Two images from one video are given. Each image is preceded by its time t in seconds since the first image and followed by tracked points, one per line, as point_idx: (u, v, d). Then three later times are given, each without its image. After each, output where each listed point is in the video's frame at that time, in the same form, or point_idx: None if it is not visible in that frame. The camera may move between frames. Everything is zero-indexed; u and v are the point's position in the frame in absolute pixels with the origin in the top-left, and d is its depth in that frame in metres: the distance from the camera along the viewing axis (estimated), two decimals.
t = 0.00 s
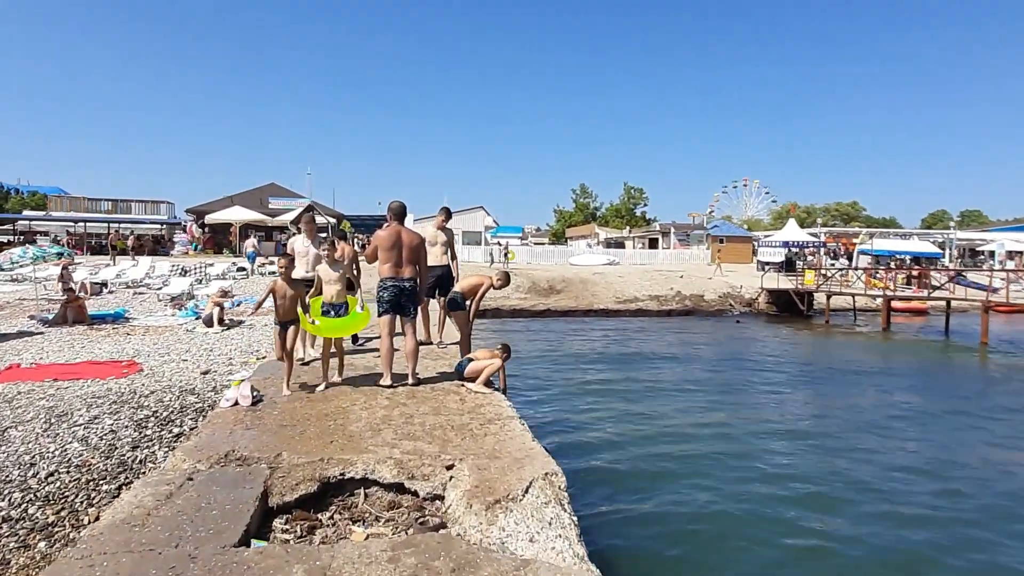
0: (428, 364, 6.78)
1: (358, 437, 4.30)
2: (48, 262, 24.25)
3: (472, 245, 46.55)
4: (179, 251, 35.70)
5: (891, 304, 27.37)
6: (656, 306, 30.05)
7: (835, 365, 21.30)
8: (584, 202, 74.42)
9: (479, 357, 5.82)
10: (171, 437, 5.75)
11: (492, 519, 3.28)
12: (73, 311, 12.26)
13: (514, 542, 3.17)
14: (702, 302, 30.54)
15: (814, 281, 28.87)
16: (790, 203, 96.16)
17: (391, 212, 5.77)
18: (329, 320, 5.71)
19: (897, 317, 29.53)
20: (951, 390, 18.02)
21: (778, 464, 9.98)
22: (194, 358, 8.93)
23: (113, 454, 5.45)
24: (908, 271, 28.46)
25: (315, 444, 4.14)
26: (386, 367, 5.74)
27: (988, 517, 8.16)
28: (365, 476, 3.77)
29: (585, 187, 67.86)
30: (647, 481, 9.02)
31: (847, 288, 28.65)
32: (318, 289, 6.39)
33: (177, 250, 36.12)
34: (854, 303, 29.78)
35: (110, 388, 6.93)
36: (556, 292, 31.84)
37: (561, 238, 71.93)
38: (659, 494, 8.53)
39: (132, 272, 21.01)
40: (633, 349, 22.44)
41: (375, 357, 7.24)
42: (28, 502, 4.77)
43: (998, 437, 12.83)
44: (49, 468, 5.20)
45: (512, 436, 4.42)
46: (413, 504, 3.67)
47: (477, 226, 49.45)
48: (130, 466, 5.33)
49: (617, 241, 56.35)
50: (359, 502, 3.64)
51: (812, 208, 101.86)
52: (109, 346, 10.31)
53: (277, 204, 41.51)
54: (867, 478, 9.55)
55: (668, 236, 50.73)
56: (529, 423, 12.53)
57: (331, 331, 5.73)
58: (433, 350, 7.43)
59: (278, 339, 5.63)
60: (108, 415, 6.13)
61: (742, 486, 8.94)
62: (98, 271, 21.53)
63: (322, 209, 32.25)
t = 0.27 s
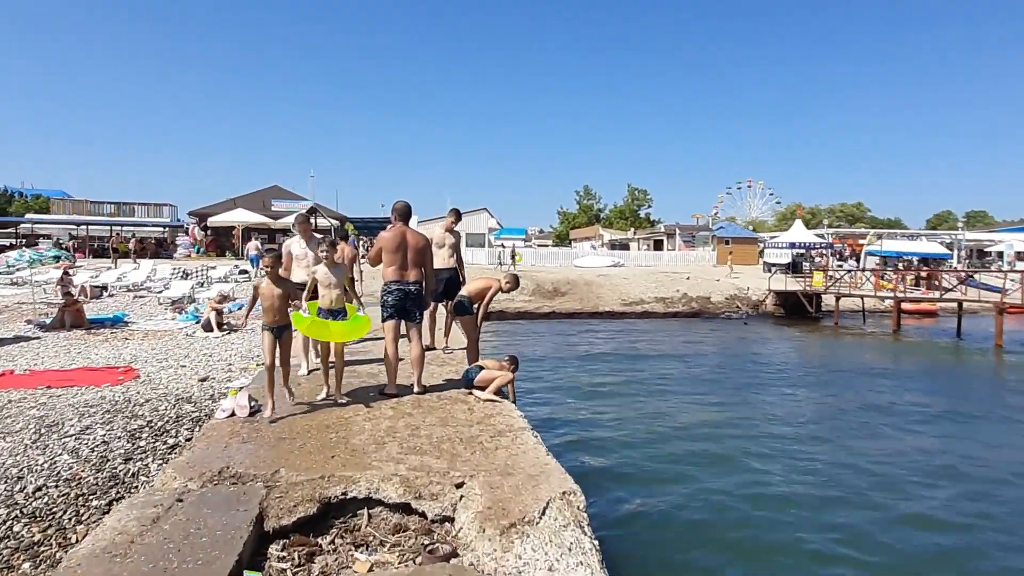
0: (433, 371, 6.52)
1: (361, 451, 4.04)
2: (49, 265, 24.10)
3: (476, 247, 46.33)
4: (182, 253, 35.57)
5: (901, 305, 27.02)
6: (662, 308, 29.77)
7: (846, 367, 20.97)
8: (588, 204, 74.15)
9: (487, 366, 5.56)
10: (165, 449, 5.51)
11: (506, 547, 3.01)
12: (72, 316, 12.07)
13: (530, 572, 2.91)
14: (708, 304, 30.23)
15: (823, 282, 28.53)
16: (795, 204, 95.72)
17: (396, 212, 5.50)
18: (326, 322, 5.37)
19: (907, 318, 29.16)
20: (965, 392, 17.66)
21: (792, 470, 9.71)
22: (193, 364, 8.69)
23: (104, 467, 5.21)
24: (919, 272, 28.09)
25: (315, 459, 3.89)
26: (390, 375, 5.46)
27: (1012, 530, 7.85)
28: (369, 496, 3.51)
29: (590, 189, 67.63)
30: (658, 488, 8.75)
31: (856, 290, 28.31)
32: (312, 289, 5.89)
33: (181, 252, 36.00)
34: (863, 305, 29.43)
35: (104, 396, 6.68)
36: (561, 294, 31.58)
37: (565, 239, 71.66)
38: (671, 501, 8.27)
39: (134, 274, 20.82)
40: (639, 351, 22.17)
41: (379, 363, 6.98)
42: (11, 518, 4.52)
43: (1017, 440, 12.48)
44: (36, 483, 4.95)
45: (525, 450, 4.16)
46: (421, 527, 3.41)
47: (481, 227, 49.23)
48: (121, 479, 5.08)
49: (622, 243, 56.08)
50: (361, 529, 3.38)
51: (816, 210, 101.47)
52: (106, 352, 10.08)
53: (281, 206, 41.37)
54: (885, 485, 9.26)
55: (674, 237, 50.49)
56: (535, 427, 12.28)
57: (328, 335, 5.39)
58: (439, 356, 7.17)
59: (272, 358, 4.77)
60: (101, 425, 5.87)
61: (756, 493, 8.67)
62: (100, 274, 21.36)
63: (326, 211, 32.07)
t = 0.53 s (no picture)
0: (438, 387, 6.29)
1: (363, 478, 3.79)
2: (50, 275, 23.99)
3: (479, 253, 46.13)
4: (184, 262, 35.45)
5: (910, 310, 26.69)
6: (668, 314, 29.50)
7: (856, 372, 20.65)
8: (591, 209, 73.91)
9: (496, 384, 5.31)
10: (159, 472, 5.26)
11: None
12: (70, 328, 11.88)
13: None
14: (714, 310, 29.94)
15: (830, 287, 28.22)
16: (799, 207, 95.35)
17: (398, 223, 5.27)
18: (326, 345, 5.06)
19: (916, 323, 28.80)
20: (979, 398, 17.34)
21: (806, 481, 9.44)
22: (191, 379, 8.45)
23: (94, 491, 4.96)
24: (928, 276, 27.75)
25: (314, 487, 3.64)
26: (394, 394, 5.21)
27: None
28: (371, 531, 3.26)
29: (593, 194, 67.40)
30: (668, 499, 8.49)
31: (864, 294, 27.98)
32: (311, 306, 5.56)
33: (183, 260, 35.88)
34: (871, 310, 29.09)
35: (98, 414, 6.44)
36: (565, 300, 31.34)
37: (568, 244, 71.41)
38: (682, 514, 8.01)
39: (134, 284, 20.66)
40: (646, 357, 21.90)
41: (382, 378, 6.74)
42: None
43: None
44: (21, 509, 4.71)
45: (537, 476, 3.92)
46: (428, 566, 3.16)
47: (484, 233, 49.05)
48: (111, 504, 4.84)
49: (626, 248, 55.82)
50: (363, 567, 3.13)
51: (820, 214, 101.07)
52: (102, 365, 9.88)
53: (283, 213, 41.25)
54: (902, 497, 8.98)
55: (678, 242, 50.21)
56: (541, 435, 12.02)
57: (327, 361, 5.04)
58: (443, 369, 6.95)
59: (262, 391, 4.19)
60: (93, 446, 5.63)
61: (770, 506, 8.41)
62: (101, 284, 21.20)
63: (328, 219, 31.91)
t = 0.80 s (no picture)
0: (447, 397, 6.07)
1: (368, 499, 3.55)
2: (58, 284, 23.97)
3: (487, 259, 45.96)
4: (192, 270, 35.45)
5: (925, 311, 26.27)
6: (678, 318, 29.20)
7: (871, 375, 20.27)
8: (598, 213, 73.68)
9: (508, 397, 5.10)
10: (158, 489, 5.03)
11: None
12: (74, 337, 11.75)
13: None
14: (724, 313, 29.62)
15: (843, 289, 27.84)
16: (808, 211, 94.74)
17: (405, 227, 5.06)
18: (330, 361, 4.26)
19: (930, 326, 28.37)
20: (999, 399, 16.94)
21: (827, 488, 9.13)
22: (194, 390, 8.24)
23: (89, 511, 4.73)
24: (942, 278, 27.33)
25: (317, 508, 3.42)
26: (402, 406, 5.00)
27: None
28: (377, 558, 3.04)
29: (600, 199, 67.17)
30: (685, 506, 8.22)
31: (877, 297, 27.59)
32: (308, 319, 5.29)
33: (191, 268, 35.88)
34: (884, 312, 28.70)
35: (97, 428, 6.22)
36: (574, 305, 31.10)
37: (576, 250, 71.17)
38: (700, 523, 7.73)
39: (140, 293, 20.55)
40: (656, 361, 21.62)
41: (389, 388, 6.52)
42: None
43: None
44: (13, 531, 4.48)
45: (554, 494, 3.68)
46: None
47: (492, 239, 48.89)
48: (107, 524, 4.61)
49: (634, 253, 55.51)
50: None
51: (829, 216, 100.41)
52: (105, 376, 9.70)
53: (291, 221, 41.24)
54: (928, 503, 8.66)
55: (687, 246, 49.88)
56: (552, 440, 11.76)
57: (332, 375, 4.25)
58: (452, 379, 6.72)
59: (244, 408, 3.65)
60: (90, 461, 5.41)
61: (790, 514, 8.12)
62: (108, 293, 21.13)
63: (335, 226, 31.83)
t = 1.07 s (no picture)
0: (456, 411, 5.84)
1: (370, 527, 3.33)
2: (65, 292, 23.95)
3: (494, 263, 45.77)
4: (199, 277, 35.41)
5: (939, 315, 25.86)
6: (687, 322, 28.90)
7: (886, 380, 19.92)
8: (606, 216, 73.42)
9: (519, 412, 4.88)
10: (154, 509, 4.83)
11: None
12: (77, 347, 11.60)
13: None
14: (734, 318, 29.32)
15: (854, 293, 27.47)
16: (816, 212, 94.14)
17: (409, 235, 4.86)
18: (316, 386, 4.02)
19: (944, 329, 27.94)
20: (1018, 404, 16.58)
21: (846, 502, 8.86)
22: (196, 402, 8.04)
23: (81, 533, 4.53)
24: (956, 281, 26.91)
25: (315, 538, 3.20)
26: (408, 422, 4.77)
27: None
28: None
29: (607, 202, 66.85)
30: (700, 523, 7.97)
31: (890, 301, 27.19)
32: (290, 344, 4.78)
33: (198, 275, 35.85)
34: (897, 315, 28.34)
35: (94, 444, 6.02)
36: (582, 310, 30.86)
37: (583, 253, 70.90)
38: (716, 543, 7.49)
39: (146, 300, 20.45)
40: (666, 366, 21.35)
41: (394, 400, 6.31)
42: None
43: None
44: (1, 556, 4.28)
45: (569, 521, 3.44)
46: None
47: (499, 243, 48.70)
48: (99, 548, 4.41)
49: (642, 256, 55.21)
50: None
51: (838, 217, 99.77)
52: (107, 387, 9.54)
53: (297, 227, 41.18)
54: (952, 519, 8.38)
55: (695, 249, 49.55)
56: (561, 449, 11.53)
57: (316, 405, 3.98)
58: (459, 391, 6.49)
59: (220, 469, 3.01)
60: (85, 480, 5.21)
61: (809, 532, 7.86)
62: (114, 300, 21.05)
63: (342, 233, 31.70)
